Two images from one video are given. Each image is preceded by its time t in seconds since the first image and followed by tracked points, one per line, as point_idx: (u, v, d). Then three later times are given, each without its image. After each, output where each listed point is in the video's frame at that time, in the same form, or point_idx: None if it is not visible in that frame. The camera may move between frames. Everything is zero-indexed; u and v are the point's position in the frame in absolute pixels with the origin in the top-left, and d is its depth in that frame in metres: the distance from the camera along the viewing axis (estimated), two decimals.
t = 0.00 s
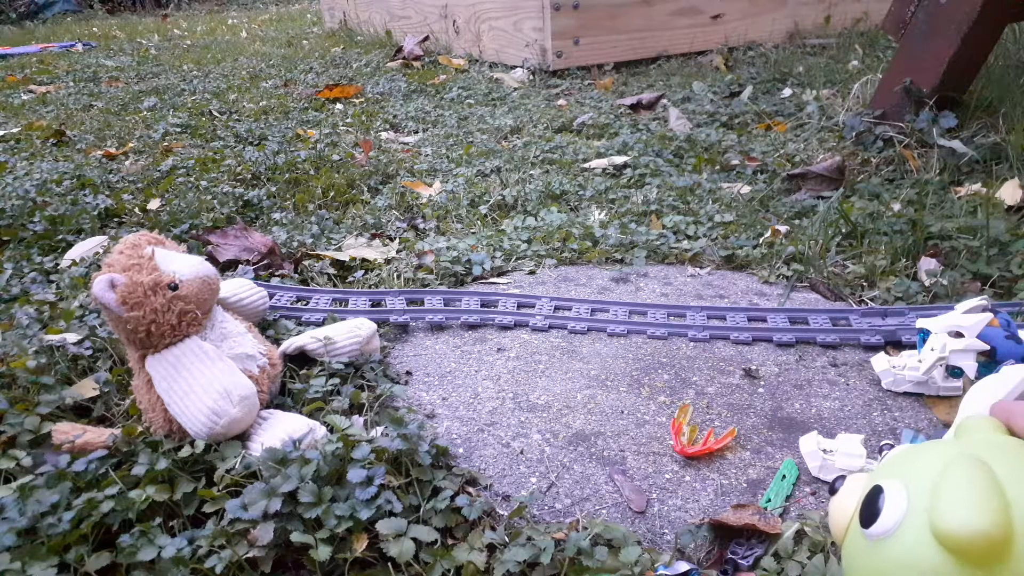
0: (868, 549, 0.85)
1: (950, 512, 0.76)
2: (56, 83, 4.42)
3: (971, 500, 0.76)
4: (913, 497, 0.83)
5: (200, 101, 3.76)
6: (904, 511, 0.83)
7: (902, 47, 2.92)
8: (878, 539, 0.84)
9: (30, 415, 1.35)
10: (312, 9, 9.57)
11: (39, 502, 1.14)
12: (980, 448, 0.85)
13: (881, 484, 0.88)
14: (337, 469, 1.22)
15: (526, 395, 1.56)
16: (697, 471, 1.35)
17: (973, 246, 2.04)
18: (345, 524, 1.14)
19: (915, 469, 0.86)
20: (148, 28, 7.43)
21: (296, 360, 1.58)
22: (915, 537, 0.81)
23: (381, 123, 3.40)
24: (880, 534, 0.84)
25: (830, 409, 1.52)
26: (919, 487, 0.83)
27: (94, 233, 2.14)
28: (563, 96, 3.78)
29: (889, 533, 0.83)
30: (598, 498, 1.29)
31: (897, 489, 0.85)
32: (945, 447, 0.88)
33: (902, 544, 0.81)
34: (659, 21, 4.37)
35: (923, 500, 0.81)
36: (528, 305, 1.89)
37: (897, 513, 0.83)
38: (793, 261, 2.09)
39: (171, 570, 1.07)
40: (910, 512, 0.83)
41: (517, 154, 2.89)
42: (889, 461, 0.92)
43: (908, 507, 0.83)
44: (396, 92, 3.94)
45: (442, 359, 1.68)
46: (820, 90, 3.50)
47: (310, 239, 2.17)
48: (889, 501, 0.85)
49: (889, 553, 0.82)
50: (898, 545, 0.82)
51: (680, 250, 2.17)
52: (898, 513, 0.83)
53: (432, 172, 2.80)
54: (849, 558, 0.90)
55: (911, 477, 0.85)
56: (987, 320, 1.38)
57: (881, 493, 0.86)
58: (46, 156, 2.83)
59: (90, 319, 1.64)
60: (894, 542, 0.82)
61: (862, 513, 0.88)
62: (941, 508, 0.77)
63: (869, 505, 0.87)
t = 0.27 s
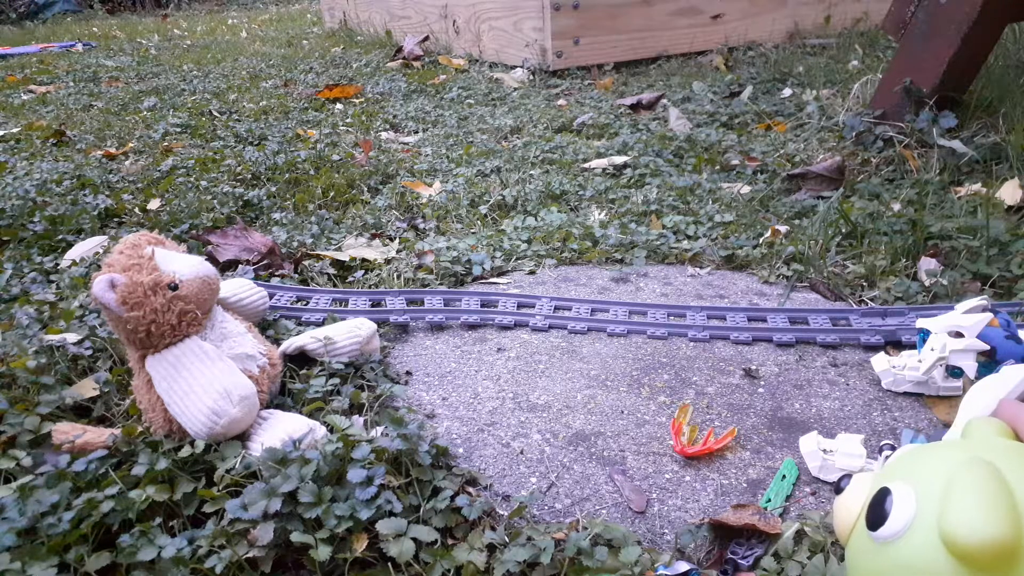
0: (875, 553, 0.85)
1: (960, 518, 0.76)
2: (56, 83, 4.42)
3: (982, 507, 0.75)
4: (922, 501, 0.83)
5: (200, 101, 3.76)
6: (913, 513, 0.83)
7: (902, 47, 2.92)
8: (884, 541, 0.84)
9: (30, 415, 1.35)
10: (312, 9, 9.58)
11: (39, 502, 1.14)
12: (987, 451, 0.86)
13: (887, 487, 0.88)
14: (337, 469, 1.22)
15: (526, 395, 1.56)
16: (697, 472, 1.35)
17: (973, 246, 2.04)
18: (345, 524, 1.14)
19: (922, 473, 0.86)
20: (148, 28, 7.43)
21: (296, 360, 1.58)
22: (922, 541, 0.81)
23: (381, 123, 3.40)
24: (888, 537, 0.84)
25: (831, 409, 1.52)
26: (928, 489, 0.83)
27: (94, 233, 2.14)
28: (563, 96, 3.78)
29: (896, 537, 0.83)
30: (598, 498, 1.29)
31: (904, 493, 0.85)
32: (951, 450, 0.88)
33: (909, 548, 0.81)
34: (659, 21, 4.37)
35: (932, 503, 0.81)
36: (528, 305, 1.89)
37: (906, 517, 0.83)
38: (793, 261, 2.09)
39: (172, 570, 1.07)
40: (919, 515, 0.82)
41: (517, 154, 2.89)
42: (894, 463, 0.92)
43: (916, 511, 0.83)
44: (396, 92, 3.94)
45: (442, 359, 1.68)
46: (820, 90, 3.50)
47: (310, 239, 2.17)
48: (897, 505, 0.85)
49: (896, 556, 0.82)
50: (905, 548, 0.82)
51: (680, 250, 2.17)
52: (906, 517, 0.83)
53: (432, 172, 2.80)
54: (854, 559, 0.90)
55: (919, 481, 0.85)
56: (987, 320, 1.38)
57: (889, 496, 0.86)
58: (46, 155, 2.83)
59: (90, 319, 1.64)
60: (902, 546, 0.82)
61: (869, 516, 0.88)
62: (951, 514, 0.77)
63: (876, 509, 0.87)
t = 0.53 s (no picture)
0: (876, 553, 0.85)
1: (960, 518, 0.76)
2: (56, 83, 4.42)
3: (983, 507, 0.75)
4: (922, 502, 0.83)
5: (200, 101, 3.76)
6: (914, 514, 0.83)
7: (902, 48, 2.92)
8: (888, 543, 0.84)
9: (30, 415, 1.35)
10: (312, 9, 9.58)
11: (40, 502, 1.14)
12: (989, 451, 0.85)
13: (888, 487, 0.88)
14: (337, 469, 1.22)
15: (526, 395, 1.56)
16: (697, 471, 1.35)
17: (973, 246, 2.04)
18: (345, 524, 1.14)
19: (923, 473, 0.86)
20: (148, 28, 7.44)
21: (296, 360, 1.58)
22: (923, 542, 0.81)
23: (381, 123, 3.40)
24: (889, 537, 0.84)
25: (831, 409, 1.52)
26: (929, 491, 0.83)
27: (94, 233, 2.14)
28: (563, 96, 3.78)
29: (898, 538, 0.83)
30: (598, 498, 1.29)
31: (905, 493, 0.85)
32: (953, 450, 0.87)
33: (910, 548, 0.81)
34: (658, 21, 4.37)
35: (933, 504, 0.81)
36: (528, 305, 1.89)
37: (907, 517, 0.83)
38: (793, 261, 2.09)
39: (172, 570, 1.07)
40: (920, 516, 0.82)
41: (517, 154, 2.89)
42: (895, 463, 0.93)
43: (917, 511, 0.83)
44: (396, 92, 3.94)
45: (442, 359, 1.68)
46: (820, 90, 3.50)
47: (310, 239, 2.17)
48: (898, 505, 0.85)
49: (897, 556, 0.82)
50: (906, 549, 0.82)
51: (680, 250, 2.17)
52: (907, 517, 0.83)
53: (432, 172, 2.80)
54: (855, 559, 0.90)
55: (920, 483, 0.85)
56: (987, 320, 1.38)
57: (890, 496, 0.86)
58: (46, 155, 2.83)
59: (90, 319, 1.64)
60: (903, 546, 0.82)
61: (871, 518, 0.88)
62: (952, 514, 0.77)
63: (876, 509, 0.87)
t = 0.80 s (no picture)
0: (871, 553, 0.85)
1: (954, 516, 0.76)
2: (56, 83, 4.42)
3: (979, 506, 0.75)
4: (918, 502, 0.83)
5: (200, 101, 3.77)
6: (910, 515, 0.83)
7: (902, 48, 2.92)
8: (885, 544, 0.84)
9: (30, 415, 1.35)
10: (312, 9, 9.58)
11: (40, 502, 1.14)
12: (982, 450, 0.86)
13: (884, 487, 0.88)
14: (337, 469, 1.22)
15: (526, 395, 1.56)
16: (697, 472, 1.35)
17: (973, 246, 2.04)
18: (345, 524, 1.14)
19: (919, 473, 0.86)
20: (148, 28, 7.44)
21: (296, 360, 1.58)
22: (919, 541, 0.81)
23: (381, 123, 3.40)
24: (885, 536, 0.84)
25: (831, 409, 1.52)
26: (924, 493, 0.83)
27: (94, 233, 2.14)
28: (563, 96, 3.78)
29: (894, 538, 0.83)
30: (598, 498, 1.29)
31: (900, 492, 0.85)
32: (948, 450, 0.88)
33: (905, 548, 0.81)
34: (658, 21, 4.37)
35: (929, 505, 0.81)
36: (528, 305, 1.89)
37: (902, 516, 0.83)
38: (793, 261, 2.09)
39: (172, 570, 1.07)
40: (915, 515, 0.82)
41: (517, 154, 2.89)
42: (891, 463, 0.93)
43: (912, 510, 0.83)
44: (396, 92, 3.95)
45: (441, 359, 1.68)
46: (820, 91, 3.50)
47: (310, 239, 2.17)
48: (893, 504, 0.85)
49: (893, 556, 0.82)
50: (901, 548, 0.82)
51: (680, 250, 2.17)
52: (903, 517, 0.83)
53: (432, 172, 2.80)
54: (851, 560, 0.90)
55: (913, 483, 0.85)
56: (987, 320, 1.38)
57: (886, 496, 0.86)
58: (46, 155, 2.83)
59: (90, 319, 1.64)
60: (898, 545, 0.82)
61: (866, 516, 0.88)
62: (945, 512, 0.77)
63: (872, 509, 0.87)
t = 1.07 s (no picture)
0: (875, 556, 0.85)
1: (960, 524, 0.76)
2: (56, 83, 4.43)
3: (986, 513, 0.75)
4: (925, 507, 0.83)
5: (200, 101, 3.77)
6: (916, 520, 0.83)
7: (902, 48, 2.92)
8: (890, 548, 0.84)
9: (30, 415, 1.35)
10: (313, 10, 9.58)
11: (40, 502, 1.14)
12: (988, 455, 0.86)
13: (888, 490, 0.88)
14: (337, 469, 1.22)
15: (526, 395, 1.56)
16: (697, 471, 1.36)
17: (973, 246, 2.04)
18: (345, 524, 1.14)
19: (925, 478, 0.86)
20: (148, 28, 7.44)
21: (296, 360, 1.58)
22: (925, 545, 0.80)
23: (381, 123, 3.40)
24: (889, 540, 0.84)
25: (830, 409, 1.52)
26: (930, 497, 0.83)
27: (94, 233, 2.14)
28: (563, 96, 3.78)
29: (900, 541, 0.83)
30: (598, 498, 1.29)
31: (905, 497, 0.85)
32: (953, 454, 0.88)
33: (910, 552, 0.81)
34: (658, 21, 4.37)
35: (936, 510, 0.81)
36: (528, 305, 1.89)
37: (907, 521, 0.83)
38: (793, 261, 2.09)
39: (172, 570, 1.07)
40: (921, 520, 0.82)
41: (517, 154, 2.89)
42: (896, 466, 0.92)
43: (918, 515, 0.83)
44: (396, 92, 3.95)
45: (441, 359, 1.68)
46: (820, 90, 3.49)
47: (310, 239, 2.17)
48: (898, 509, 0.85)
49: (897, 559, 0.82)
50: (905, 552, 0.82)
51: (680, 250, 2.17)
52: (908, 521, 0.83)
53: (432, 172, 2.80)
54: (853, 561, 0.90)
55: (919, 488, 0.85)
56: (987, 320, 1.38)
57: (891, 501, 0.86)
58: (46, 156, 2.83)
59: (90, 319, 1.64)
60: (902, 549, 0.82)
61: (871, 520, 0.87)
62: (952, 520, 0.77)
63: (876, 512, 0.87)
